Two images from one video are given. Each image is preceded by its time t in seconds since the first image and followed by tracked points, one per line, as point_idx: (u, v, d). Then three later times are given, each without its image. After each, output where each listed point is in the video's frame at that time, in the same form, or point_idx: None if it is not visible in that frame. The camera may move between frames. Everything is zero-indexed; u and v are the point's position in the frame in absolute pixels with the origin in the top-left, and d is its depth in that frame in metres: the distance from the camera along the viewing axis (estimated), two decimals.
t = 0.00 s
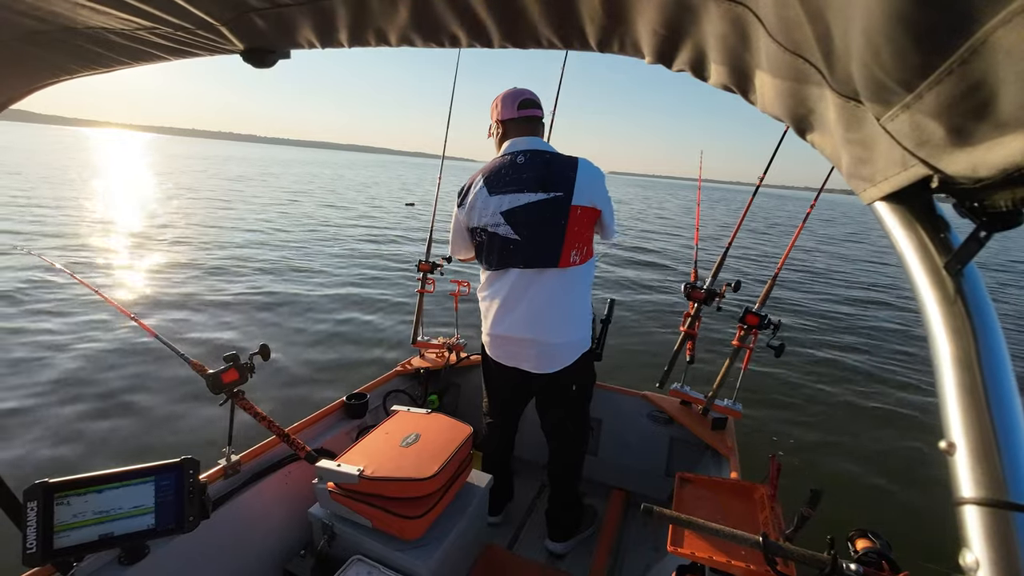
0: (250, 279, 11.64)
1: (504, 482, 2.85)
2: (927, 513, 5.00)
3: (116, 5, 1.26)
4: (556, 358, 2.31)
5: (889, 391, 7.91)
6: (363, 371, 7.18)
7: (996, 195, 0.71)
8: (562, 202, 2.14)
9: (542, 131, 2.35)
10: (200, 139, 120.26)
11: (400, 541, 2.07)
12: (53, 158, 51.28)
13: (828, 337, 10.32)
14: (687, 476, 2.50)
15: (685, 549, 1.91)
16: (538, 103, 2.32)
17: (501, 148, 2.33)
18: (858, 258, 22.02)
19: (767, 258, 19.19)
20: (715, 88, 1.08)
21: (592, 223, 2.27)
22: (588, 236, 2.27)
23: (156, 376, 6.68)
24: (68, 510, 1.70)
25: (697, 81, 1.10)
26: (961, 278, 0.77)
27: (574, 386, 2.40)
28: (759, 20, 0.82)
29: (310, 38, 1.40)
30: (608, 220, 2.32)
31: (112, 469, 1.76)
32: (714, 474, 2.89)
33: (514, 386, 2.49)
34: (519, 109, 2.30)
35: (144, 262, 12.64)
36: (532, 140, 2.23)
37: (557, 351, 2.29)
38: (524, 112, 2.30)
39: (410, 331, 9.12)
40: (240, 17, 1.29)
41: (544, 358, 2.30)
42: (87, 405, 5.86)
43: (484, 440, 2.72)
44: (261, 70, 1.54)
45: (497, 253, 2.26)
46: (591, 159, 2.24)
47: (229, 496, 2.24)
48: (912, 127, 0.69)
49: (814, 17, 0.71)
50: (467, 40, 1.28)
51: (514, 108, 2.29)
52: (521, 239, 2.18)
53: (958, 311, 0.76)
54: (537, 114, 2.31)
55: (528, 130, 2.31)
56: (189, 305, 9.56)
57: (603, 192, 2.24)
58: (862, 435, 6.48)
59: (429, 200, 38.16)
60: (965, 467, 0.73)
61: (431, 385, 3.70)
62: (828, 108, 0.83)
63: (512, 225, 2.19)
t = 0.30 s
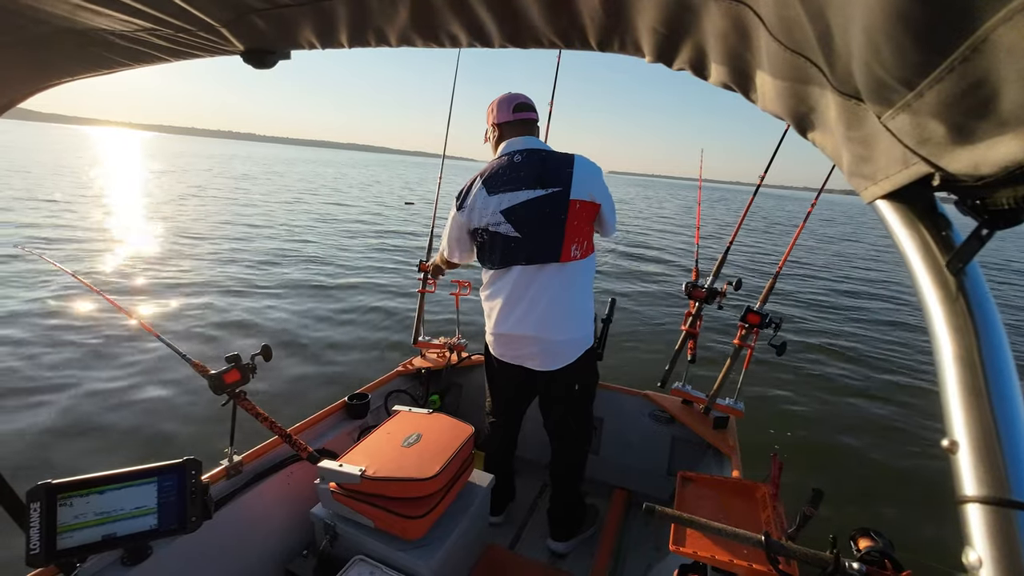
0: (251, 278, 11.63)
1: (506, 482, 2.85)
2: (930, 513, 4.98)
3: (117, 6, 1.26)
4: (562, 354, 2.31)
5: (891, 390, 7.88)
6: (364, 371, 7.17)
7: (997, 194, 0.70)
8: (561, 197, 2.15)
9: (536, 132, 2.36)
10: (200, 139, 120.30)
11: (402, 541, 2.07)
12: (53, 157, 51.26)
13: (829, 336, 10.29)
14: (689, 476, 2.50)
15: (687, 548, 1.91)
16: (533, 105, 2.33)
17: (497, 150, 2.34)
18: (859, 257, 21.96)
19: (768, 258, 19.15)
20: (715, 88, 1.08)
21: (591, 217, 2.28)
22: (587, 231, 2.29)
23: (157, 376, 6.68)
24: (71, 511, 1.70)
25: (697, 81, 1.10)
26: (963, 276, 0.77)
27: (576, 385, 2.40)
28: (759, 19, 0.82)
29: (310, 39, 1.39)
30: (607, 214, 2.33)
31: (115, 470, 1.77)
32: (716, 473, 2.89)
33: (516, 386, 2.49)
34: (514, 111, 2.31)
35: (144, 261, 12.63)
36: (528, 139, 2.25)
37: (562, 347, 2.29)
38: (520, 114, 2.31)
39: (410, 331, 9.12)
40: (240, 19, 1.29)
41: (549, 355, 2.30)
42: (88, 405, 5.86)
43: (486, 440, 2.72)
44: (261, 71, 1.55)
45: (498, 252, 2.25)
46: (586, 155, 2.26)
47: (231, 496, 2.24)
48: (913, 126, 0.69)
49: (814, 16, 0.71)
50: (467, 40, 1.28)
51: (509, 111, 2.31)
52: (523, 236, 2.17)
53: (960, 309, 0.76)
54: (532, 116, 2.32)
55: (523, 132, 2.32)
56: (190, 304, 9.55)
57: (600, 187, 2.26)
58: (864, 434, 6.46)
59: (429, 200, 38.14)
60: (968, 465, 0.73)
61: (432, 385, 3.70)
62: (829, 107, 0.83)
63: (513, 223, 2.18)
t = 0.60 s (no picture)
0: (250, 277, 11.60)
1: (506, 483, 2.85)
2: (930, 513, 4.97)
3: (115, 8, 1.26)
4: (564, 354, 2.31)
5: (891, 390, 7.88)
6: (364, 372, 7.15)
7: (998, 193, 0.70)
8: (558, 196, 2.15)
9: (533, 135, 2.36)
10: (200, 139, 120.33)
11: (402, 543, 2.07)
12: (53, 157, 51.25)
13: (829, 336, 10.28)
14: (689, 476, 2.50)
15: (688, 549, 1.91)
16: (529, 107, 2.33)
17: (494, 153, 2.35)
18: (859, 258, 21.95)
19: (767, 258, 19.14)
20: (715, 88, 1.08)
21: (591, 215, 2.28)
22: (586, 229, 2.28)
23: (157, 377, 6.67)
24: (72, 513, 1.70)
25: (697, 81, 1.10)
26: (963, 275, 0.77)
27: (576, 386, 2.40)
28: (759, 20, 0.82)
29: (310, 41, 1.39)
30: (606, 212, 2.33)
31: (116, 472, 1.77)
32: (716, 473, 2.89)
33: (516, 386, 2.49)
34: (511, 115, 2.31)
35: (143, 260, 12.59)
36: (525, 140, 2.25)
37: (564, 346, 2.29)
38: (517, 117, 2.31)
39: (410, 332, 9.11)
40: (240, 20, 1.29)
41: (549, 355, 2.30)
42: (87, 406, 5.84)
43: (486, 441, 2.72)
44: (262, 72, 1.55)
45: (498, 253, 2.25)
46: (583, 154, 2.26)
47: (231, 498, 2.24)
48: (913, 126, 0.69)
49: (814, 17, 0.71)
50: (467, 41, 1.27)
51: (505, 115, 2.31)
52: (521, 237, 2.18)
53: (960, 308, 0.76)
54: (529, 119, 2.33)
55: (520, 135, 2.32)
56: (189, 304, 9.53)
57: (598, 185, 2.25)
58: (865, 434, 6.45)
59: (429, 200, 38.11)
60: (969, 463, 0.73)
61: (432, 386, 3.70)
62: (828, 108, 0.83)
63: (511, 225, 2.18)
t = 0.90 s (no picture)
0: (250, 276, 11.58)
1: (506, 484, 2.85)
2: (931, 514, 4.97)
3: (114, 7, 1.26)
4: (562, 354, 2.31)
5: (891, 391, 7.87)
6: (363, 371, 7.14)
7: (998, 194, 0.70)
8: (555, 197, 2.15)
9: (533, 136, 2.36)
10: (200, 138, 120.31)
11: (402, 543, 2.07)
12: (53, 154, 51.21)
13: (829, 337, 10.28)
14: (689, 477, 2.50)
15: (688, 550, 1.91)
16: (529, 108, 2.33)
17: (493, 154, 2.36)
18: (859, 258, 21.93)
19: (768, 258, 19.13)
20: (715, 88, 1.07)
21: (589, 216, 2.28)
22: (585, 230, 2.27)
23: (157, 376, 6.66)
24: (71, 513, 1.70)
25: (697, 81, 1.09)
26: (962, 276, 0.77)
27: (575, 387, 2.40)
28: (758, 21, 0.82)
29: (310, 42, 1.39)
30: (604, 214, 2.32)
31: (115, 473, 1.76)
32: (716, 474, 2.89)
33: (516, 387, 2.49)
34: (510, 116, 2.31)
35: (142, 259, 12.56)
36: (523, 141, 2.26)
37: (562, 347, 2.28)
38: (517, 118, 2.31)
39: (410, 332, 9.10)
40: (239, 21, 1.29)
41: (547, 356, 2.30)
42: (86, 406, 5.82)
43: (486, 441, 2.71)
44: (261, 73, 1.54)
45: (496, 254, 2.26)
46: (581, 155, 2.26)
47: (230, 499, 2.24)
48: (912, 127, 0.69)
49: (813, 18, 0.71)
50: (466, 42, 1.27)
51: (506, 115, 2.31)
52: (519, 238, 2.18)
53: (960, 309, 0.76)
54: (529, 120, 2.33)
55: (520, 136, 2.32)
56: (188, 303, 9.51)
57: (597, 186, 2.25)
58: (865, 435, 6.44)
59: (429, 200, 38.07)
60: (969, 465, 0.72)
61: (432, 387, 3.69)
62: (828, 110, 0.83)
63: (508, 226, 2.19)
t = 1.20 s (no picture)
0: (250, 275, 11.57)
1: (505, 483, 2.85)
2: (929, 514, 4.97)
3: (115, 5, 1.26)
4: (559, 353, 2.30)
5: (891, 391, 7.87)
6: (363, 370, 7.14)
7: (998, 195, 0.70)
8: (552, 197, 2.15)
9: (531, 135, 2.36)
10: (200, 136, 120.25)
11: (401, 542, 2.07)
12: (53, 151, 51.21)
13: (829, 337, 10.28)
14: (688, 477, 2.50)
15: (686, 550, 1.91)
16: (529, 108, 2.33)
17: (491, 152, 2.36)
18: (858, 258, 21.93)
19: (768, 258, 19.14)
20: (715, 88, 1.08)
21: (586, 216, 2.27)
22: (582, 230, 2.27)
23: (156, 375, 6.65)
24: (71, 511, 1.70)
25: (697, 81, 1.10)
26: (961, 277, 0.77)
27: (573, 387, 2.40)
28: (759, 21, 0.82)
29: (310, 41, 1.39)
30: (602, 214, 2.32)
31: (114, 471, 1.77)
32: (715, 474, 2.89)
33: (515, 386, 2.49)
34: (509, 115, 2.31)
35: (141, 257, 12.54)
36: (521, 140, 2.25)
37: (558, 345, 2.28)
38: (516, 117, 2.31)
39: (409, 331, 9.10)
40: (240, 20, 1.29)
41: (543, 355, 2.29)
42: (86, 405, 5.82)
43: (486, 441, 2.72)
44: (262, 71, 1.54)
45: (493, 252, 2.26)
46: (579, 155, 2.25)
47: (230, 497, 2.24)
48: (913, 128, 0.69)
49: (814, 17, 0.71)
50: (467, 41, 1.27)
51: (504, 114, 2.31)
52: (515, 237, 2.18)
53: (959, 309, 0.76)
54: (528, 119, 2.32)
55: (518, 136, 2.32)
56: (188, 301, 9.50)
57: (594, 186, 2.24)
58: (864, 435, 6.45)
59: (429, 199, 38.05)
60: (968, 466, 0.72)
61: (432, 386, 3.69)
62: (828, 110, 0.84)
63: (505, 225, 2.19)
